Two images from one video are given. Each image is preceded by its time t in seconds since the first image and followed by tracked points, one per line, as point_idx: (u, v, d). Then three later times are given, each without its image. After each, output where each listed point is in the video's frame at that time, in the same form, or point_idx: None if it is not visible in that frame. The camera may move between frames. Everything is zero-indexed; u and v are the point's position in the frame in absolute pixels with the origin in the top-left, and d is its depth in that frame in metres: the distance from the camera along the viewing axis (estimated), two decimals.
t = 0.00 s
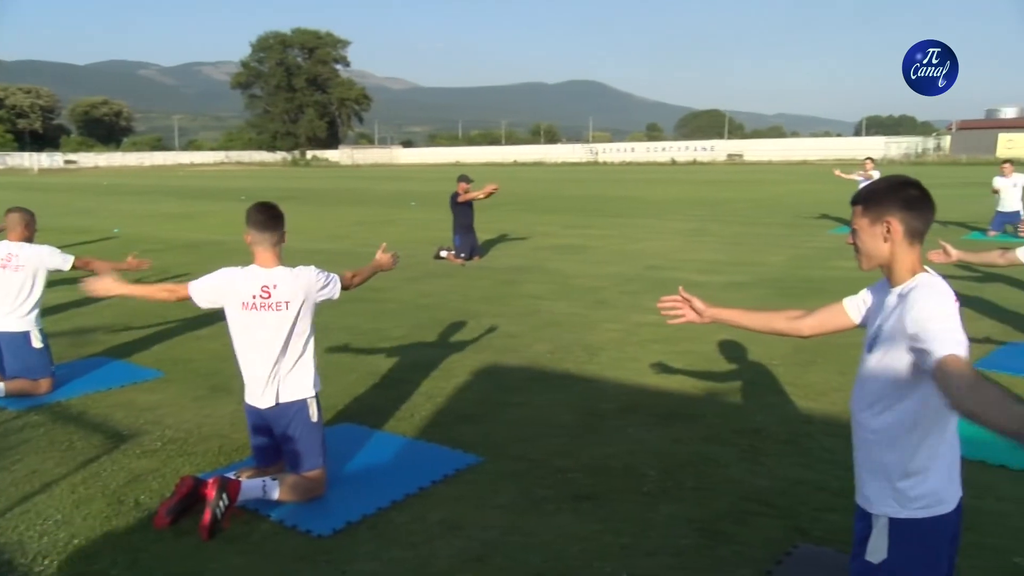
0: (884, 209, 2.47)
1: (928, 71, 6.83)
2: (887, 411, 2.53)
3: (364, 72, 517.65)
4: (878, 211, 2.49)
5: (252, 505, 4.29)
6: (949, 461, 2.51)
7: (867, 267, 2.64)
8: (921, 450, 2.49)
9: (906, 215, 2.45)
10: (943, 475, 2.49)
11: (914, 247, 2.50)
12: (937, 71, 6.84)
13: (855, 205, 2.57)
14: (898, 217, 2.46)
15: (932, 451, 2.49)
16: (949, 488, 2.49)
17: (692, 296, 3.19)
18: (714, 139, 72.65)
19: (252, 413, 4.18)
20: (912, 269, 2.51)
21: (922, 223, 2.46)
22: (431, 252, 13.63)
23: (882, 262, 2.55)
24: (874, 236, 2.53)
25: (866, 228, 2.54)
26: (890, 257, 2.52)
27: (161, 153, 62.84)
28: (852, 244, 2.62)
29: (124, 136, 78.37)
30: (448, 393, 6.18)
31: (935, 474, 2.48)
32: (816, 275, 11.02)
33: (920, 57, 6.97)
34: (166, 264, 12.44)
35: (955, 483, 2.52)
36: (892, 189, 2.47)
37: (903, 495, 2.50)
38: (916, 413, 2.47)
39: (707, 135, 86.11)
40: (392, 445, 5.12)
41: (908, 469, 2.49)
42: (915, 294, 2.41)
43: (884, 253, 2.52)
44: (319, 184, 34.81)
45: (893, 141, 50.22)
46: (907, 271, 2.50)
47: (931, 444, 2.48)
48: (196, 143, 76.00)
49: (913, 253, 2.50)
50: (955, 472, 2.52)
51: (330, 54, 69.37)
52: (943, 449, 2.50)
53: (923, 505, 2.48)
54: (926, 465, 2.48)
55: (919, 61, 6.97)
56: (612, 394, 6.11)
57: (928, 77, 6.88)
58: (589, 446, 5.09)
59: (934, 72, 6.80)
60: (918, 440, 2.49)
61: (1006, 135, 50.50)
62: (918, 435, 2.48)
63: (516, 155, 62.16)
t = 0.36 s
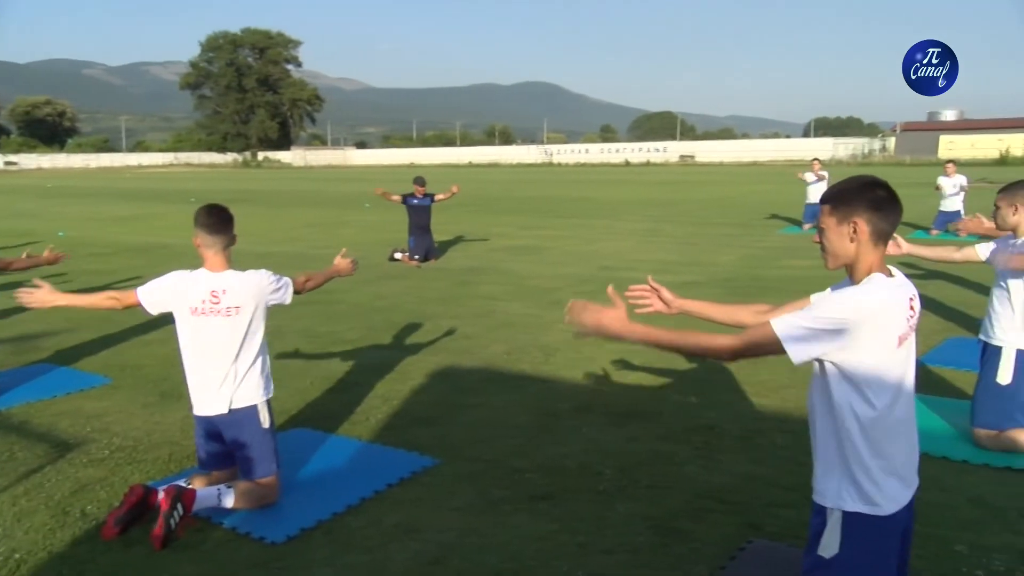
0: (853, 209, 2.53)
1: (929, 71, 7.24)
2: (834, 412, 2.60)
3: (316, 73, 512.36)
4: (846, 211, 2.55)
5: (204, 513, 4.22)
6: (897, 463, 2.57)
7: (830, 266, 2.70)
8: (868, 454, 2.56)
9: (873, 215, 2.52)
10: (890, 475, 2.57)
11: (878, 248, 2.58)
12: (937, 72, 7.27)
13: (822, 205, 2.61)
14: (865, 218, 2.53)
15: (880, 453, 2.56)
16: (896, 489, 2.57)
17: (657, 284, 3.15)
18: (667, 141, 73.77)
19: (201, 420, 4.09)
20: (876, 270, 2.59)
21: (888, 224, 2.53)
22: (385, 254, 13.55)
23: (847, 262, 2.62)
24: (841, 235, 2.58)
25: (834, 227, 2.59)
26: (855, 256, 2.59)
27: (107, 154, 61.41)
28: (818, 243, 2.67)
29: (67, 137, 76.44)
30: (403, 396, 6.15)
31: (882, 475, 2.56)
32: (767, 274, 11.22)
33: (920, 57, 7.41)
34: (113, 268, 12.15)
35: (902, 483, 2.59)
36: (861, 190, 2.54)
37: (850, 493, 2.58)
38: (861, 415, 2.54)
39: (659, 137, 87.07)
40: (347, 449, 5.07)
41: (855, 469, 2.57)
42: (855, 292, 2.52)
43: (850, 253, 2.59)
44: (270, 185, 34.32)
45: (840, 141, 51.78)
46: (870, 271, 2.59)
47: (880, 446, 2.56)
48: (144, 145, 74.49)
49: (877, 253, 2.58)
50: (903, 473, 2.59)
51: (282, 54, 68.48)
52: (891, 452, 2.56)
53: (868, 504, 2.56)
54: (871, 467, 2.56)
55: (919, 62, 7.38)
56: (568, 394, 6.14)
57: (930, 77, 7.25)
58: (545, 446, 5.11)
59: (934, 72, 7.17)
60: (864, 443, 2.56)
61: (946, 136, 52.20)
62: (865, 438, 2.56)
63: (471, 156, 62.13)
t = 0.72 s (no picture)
0: (803, 210, 2.58)
1: (929, 71, 8.70)
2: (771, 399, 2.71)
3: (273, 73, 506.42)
4: (797, 212, 2.60)
5: (159, 520, 4.15)
6: (837, 453, 2.62)
7: (783, 266, 2.75)
8: (803, 440, 2.64)
9: (823, 216, 2.57)
10: (828, 463, 2.62)
11: (829, 248, 2.62)
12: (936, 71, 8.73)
13: (775, 205, 2.66)
14: (816, 218, 2.58)
15: (816, 442, 2.63)
16: (835, 479, 2.61)
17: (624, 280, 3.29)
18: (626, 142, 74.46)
19: (150, 425, 4.03)
20: (827, 269, 2.64)
21: (838, 225, 2.59)
22: (344, 256, 13.45)
23: (799, 262, 2.66)
24: (793, 235, 2.63)
25: (786, 227, 2.64)
26: (806, 256, 2.64)
27: (56, 155, 59.90)
28: (771, 243, 2.72)
29: (15, 138, 74.49)
30: (363, 398, 6.11)
31: (819, 463, 2.62)
32: (724, 273, 11.38)
33: (919, 57, 8.88)
34: (64, 272, 11.86)
35: (844, 475, 2.62)
36: (813, 191, 2.59)
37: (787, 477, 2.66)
38: (796, 401, 2.63)
39: (618, 138, 87.78)
40: (306, 453, 5.02)
41: (792, 454, 2.65)
42: (794, 288, 2.59)
43: (801, 253, 2.64)
44: (227, 187, 33.80)
45: (795, 142, 52.90)
46: (820, 271, 2.63)
47: (817, 434, 2.63)
48: (96, 146, 72.92)
49: (827, 252, 2.62)
50: (846, 465, 2.63)
51: (238, 55, 67.50)
52: (830, 440, 2.62)
53: (803, 490, 2.63)
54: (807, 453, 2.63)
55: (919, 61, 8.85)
56: (529, 394, 6.16)
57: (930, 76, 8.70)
58: (506, 447, 5.11)
59: (934, 72, 8.64)
60: (800, 429, 2.64)
61: (897, 137, 53.54)
62: (801, 424, 2.64)
63: (432, 157, 61.97)
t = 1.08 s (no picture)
0: (733, 209, 2.63)
1: (934, 72, 13.66)
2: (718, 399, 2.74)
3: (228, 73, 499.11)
4: (728, 211, 2.65)
5: (112, 530, 4.06)
6: (779, 453, 2.68)
7: (718, 265, 2.81)
8: (747, 441, 2.69)
9: (753, 215, 2.63)
10: (770, 462, 2.68)
11: (761, 246, 2.68)
12: (936, 70, 13.64)
13: (708, 205, 2.72)
14: (746, 217, 2.63)
15: (759, 442, 2.68)
16: (776, 479, 2.67)
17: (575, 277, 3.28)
18: (585, 143, 74.96)
19: (100, 434, 3.95)
20: (758, 268, 2.69)
21: (768, 224, 2.64)
22: (302, 258, 13.33)
23: (731, 260, 2.72)
24: (724, 234, 2.69)
25: (717, 227, 2.69)
26: (737, 255, 2.69)
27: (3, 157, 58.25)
28: (705, 242, 2.78)
29: None
30: (321, 402, 6.06)
31: (761, 462, 2.68)
32: (681, 272, 11.52)
33: (923, 58, 13.72)
34: (11, 276, 11.54)
35: (785, 471, 2.69)
36: (743, 191, 2.64)
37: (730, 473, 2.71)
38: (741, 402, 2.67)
39: (576, 139, 88.34)
40: (263, 458, 4.95)
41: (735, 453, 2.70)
42: (725, 289, 2.64)
43: (733, 251, 2.69)
44: (180, 189, 33.21)
45: (750, 144, 53.83)
46: (751, 269, 2.68)
47: (761, 435, 2.68)
48: (44, 147, 71.08)
49: (759, 251, 2.68)
50: (786, 462, 2.69)
51: (192, 55, 66.42)
52: (773, 441, 2.67)
53: (744, 487, 2.68)
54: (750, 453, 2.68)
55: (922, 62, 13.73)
56: (488, 395, 6.17)
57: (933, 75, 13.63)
58: (466, 449, 5.10)
59: (938, 73, 13.63)
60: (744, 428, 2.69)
61: (849, 138, 54.77)
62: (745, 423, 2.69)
63: (391, 158, 61.62)
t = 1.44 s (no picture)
0: (712, 210, 2.65)
1: (933, 71, 13.46)
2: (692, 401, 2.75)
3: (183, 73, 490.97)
4: (706, 212, 2.67)
5: (64, 540, 3.97)
6: (755, 455, 2.70)
7: (694, 266, 2.82)
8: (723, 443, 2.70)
9: (730, 216, 2.65)
10: (747, 462, 2.69)
11: (737, 247, 2.70)
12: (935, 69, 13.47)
13: (683, 207, 2.72)
14: (723, 217, 2.65)
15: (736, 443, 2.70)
16: (752, 480, 2.70)
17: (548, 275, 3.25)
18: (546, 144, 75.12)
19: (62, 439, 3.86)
20: (735, 267, 2.72)
21: (744, 224, 2.67)
22: (260, 261, 13.14)
23: (708, 261, 2.74)
24: (702, 235, 2.70)
25: (694, 227, 2.70)
26: (715, 255, 2.71)
27: None
28: (681, 243, 2.79)
29: None
30: (280, 406, 5.99)
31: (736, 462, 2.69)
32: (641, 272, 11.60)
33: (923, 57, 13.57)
34: None
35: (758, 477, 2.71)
36: (720, 193, 2.66)
37: (707, 475, 2.72)
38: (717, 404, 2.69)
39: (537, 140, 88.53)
40: (221, 464, 4.88)
41: (712, 457, 2.71)
42: (705, 289, 2.66)
43: (710, 252, 2.71)
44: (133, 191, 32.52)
45: (708, 145, 54.46)
46: (729, 269, 2.71)
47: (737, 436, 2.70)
48: None
49: (735, 251, 2.70)
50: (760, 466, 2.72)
51: (146, 54, 65.07)
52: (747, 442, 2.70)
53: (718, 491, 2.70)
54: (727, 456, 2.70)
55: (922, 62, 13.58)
56: (451, 397, 6.15)
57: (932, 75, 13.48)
58: (428, 451, 5.08)
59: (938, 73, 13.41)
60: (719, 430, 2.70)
61: (804, 139, 55.67)
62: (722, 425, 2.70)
63: (350, 159, 61.13)
